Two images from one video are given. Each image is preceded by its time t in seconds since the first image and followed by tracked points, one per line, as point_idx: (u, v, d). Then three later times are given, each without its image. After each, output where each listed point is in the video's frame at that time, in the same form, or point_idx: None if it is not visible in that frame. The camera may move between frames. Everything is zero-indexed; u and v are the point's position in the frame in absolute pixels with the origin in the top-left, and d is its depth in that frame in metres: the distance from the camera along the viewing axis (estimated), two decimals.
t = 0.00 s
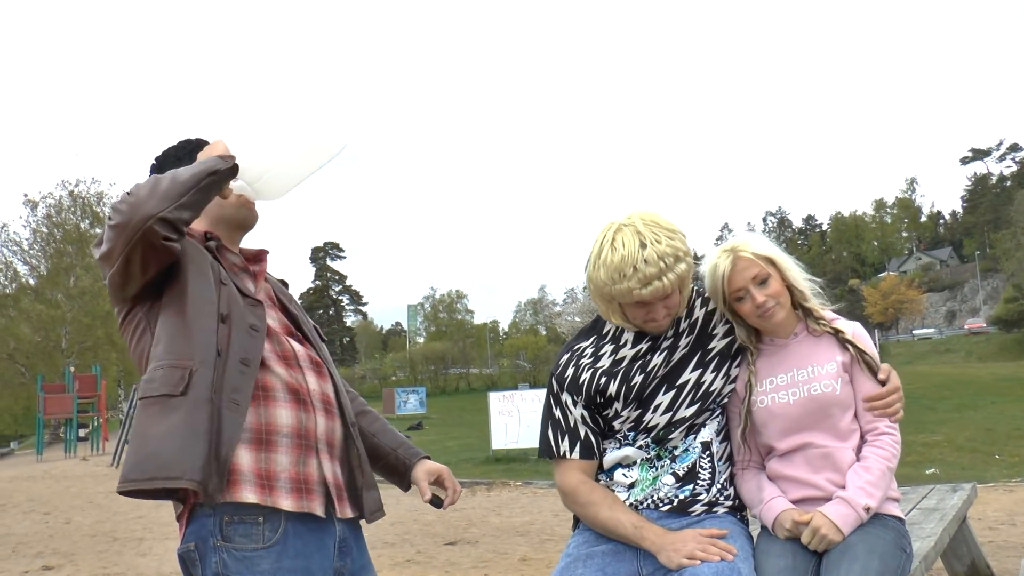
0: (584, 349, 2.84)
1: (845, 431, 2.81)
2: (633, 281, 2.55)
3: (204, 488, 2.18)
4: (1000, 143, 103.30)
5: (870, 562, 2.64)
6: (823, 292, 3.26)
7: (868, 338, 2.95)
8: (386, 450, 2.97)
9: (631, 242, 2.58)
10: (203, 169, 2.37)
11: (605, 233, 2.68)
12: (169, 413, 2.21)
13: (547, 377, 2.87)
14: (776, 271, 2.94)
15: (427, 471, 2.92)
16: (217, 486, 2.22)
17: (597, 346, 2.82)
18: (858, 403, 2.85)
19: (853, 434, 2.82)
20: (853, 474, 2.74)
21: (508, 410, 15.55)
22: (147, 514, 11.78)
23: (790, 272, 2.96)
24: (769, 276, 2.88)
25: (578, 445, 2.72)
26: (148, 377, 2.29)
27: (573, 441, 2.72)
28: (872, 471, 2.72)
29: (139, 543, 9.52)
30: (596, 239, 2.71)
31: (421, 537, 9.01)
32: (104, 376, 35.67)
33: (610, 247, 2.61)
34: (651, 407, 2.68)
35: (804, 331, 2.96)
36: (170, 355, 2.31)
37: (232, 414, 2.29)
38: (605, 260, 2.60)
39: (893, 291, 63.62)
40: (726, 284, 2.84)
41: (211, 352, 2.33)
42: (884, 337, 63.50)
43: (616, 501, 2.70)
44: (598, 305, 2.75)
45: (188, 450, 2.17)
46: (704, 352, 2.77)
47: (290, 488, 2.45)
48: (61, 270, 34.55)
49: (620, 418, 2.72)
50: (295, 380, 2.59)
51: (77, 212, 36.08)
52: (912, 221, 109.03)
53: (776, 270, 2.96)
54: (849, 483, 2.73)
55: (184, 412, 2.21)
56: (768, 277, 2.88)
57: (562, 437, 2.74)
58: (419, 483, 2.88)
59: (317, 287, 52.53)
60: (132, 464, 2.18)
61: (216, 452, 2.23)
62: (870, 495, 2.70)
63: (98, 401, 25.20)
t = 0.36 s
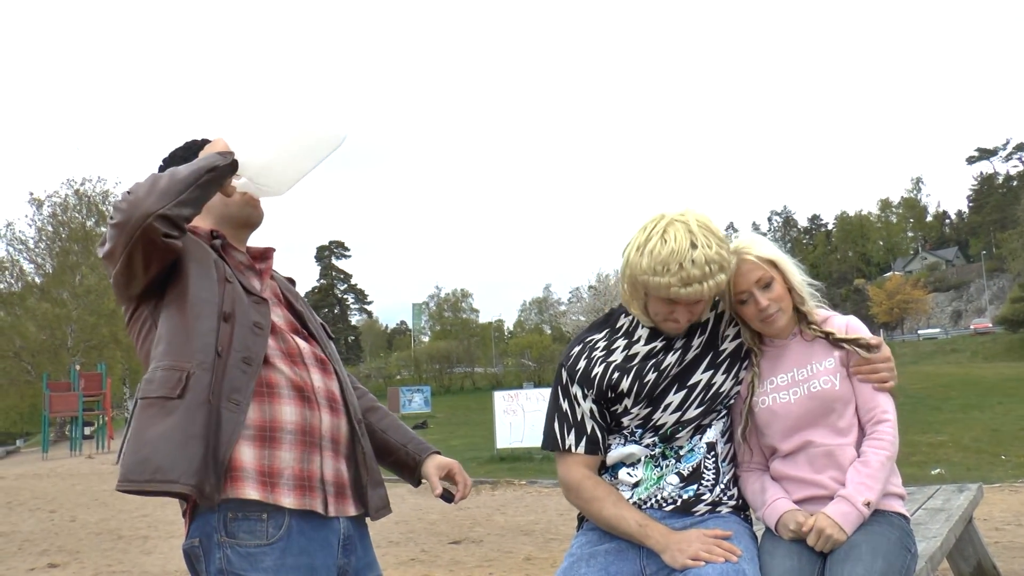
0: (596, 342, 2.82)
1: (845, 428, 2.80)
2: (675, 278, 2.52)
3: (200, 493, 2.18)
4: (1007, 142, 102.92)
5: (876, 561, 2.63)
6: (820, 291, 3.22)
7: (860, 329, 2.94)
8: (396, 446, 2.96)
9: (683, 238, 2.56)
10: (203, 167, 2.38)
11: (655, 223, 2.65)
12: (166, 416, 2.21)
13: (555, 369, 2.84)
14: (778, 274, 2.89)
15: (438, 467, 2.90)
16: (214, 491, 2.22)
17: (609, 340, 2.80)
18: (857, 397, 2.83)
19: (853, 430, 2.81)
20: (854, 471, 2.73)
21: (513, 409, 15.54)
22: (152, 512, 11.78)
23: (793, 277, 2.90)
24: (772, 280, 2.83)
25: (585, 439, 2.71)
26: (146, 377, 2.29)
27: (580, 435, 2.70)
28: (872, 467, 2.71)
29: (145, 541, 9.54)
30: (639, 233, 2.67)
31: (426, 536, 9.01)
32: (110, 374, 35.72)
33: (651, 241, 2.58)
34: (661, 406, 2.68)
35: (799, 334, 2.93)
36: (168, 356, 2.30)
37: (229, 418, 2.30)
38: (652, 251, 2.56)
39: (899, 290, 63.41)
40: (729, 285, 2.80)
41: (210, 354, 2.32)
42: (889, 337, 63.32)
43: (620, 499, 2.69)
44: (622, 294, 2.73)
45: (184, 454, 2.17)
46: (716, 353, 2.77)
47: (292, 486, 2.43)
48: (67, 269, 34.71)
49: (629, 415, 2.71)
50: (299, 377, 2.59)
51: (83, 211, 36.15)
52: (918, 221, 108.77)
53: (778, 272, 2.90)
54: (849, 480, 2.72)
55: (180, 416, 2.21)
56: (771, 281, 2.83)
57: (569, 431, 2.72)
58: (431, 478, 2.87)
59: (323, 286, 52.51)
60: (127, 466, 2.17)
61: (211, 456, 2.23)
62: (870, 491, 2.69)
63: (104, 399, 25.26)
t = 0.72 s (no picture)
0: (597, 346, 2.82)
1: (857, 435, 2.78)
2: (665, 293, 2.51)
3: (217, 491, 2.18)
4: (1012, 144, 102.69)
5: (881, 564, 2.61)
6: (837, 293, 3.21)
7: (880, 343, 2.92)
8: (398, 452, 2.96)
9: (670, 251, 2.54)
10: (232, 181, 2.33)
11: (644, 234, 2.64)
12: (182, 413, 2.21)
13: (557, 373, 2.84)
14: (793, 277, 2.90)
15: (436, 477, 2.92)
16: (232, 487, 2.23)
17: (610, 344, 2.80)
18: (871, 407, 2.81)
19: (865, 438, 2.79)
20: (863, 475, 2.71)
21: (516, 408, 15.53)
22: (154, 509, 11.78)
23: (809, 279, 2.91)
24: (787, 282, 2.83)
25: (589, 444, 2.70)
26: (160, 371, 2.29)
27: (583, 440, 2.71)
28: (882, 474, 2.70)
29: (147, 538, 9.54)
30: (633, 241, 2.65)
31: (428, 536, 9.00)
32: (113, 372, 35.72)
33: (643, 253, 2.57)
34: (664, 408, 2.67)
35: (816, 336, 2.92)
36: (185, 352, 2.30)
37: (245, 416, 2.29)
38: (641, 267, 2.55)
39: (902, 292, 63.30)
40: (741, 286, 2.80)
41: (227, 353, 2.32)
42: (892, 338, 63.21)
43: (624, 503, 2.68)
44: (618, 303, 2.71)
45: (200, 450, 2.17)
46: (718, 353, 2.76)
47: (302, 486, 2.44)
48: (71, 266, 34.70)
49: (631, 418, 2.71)
50: (311, 377, 2.58)
51: (87, 209, 36.24)
52: (922, 222, 108.71)
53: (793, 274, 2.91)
54: (858, 483, 2.71)
55: (198, 414, 2.21)
56: (786, 283, 2.84)
57: (573, 436, 2.72)
58: (429, 486, 2.87)
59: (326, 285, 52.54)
60: (140, 459, 2.17)
61: (228, 454, 2.23)
62: (879, 495, 2.69)
63: (107, 396, 25.28)
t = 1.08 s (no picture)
0: (592, 349, 2.83)
1: (852, 434, 2.78)
2: (679, 262, 2.53)
3: (238, 511, 2.23)
4: (1015, 147, 102.67)
5: (877, 567, 2.60)
6: (838, 290, 3.21)
7: (877, 338, 2.90)
8: (391, 453, 2.96)
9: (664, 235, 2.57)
10: (275, 269, 2.15)
11: (621, 236, 2.66)
12: (204, 440, 2.22)
13: (554, 376, 2.87)
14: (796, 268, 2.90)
15: (419, 485, 2.93)
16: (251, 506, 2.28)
17: (606, 346, 2.81)
18: (866, 404, 2.80)
19: (860, 436, 2.79)
20: (859, 478, 2.70)
21: (518, 408, 15.51)
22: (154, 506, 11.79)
23: (813, 272, 2.91)
24: (791, 271, 2.84)
25: (587, 446, 2.71)
26: (182, 393, 2.27)
27: (581, 443, 2.71)
28: (879, 475, 2.69)
29: (148, 535, 9.55)
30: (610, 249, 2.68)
31: (428, 535, 9.00)
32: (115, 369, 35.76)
33: (652, 231, 2.60)
34: (662, 408, 2.67)
35: (812, 331, 2.92)
36: (203, 376, 2.29)
37: (260, 438, 2.31)
38: (641, 257, 2.56)
39: (905, 294, 63.26)
40: (746, 272, 2.83)
41: (245, 381, 2.31)
42: (895, 341, 63.17)
43: (623, 504, 2.69)
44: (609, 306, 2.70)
45: (223, 477, 2.20)
46: (715, 351, 2.76)
47: (301, 500, 2.44)
48: (73, 263, 34.68)
49: (630, 419, 2.72)
50: (315, 386, 2.57)
51: (89, 205, 36.33)
52: (925, 225, 108.66)
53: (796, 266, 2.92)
54: (856, 486, 2.69)
55: (220, 442, 2.22)
56: (789, 272, 2.85)
57: (571, 439, 2.73)
58: (412, 494, 2.90)
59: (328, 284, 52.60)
60: (162, 480, 2.21)
61: (247, 477, 2.27)
62: (877, 499, 2.67)
63: (109, 393, 25.31)
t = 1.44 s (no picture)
0: (593, 348, 2.81)
1: (853, 434, 2.77)
2: (683, 257, 2.53)
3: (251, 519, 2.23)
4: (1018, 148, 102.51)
5: (880, 565, 2.59)
6: (834, 288, 3.19)
7: (873, 336, 2.90)
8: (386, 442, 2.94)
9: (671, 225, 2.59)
10: (282, 363, 2.16)
11: (611, 245, 2.65)
12: (215, 449, 2.20)
13: (555, 377, 2.85)
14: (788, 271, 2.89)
15: (418, 465, 2.92)
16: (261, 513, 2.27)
17: (607, 344, 2.79)
18: (867, 405, 2.79)
19: (861, 436, 2.77)
20: (860, 477, 2.69)
21: (520, 408, 15.51)
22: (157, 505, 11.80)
23: (804, 273, 2.90)
24: (784, 274, 2.83)
25: (586, 446, 2.70)
26: (191, 403, 2.24)
27: (581, 442, 2.70)
28: (880, 474, 2.67)
29: (149, 535, 9.55)
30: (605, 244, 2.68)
31: (430, 535, 8.99)
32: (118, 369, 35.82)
33: (650, 227, 2.58)
34: (663, 409, 2.66)
35: (809, 333, 2.90)
36: (212, 385, 2.25)
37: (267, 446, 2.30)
38: (646, 249, 2.54)
39: (907, 294, 63.14)
40: (739, 279, 2.81)
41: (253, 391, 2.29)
42: (898, 342, 63.05)
43: (622, 503, 2.68)
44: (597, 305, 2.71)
45: (236, 488, 2.20)
46: (717, 354, 2.75)
47: (301, 506, 2.46)
48: (76, 262, 34.67)
49: (630, 420, 2.70)
50: (315, 392, 2.57)
51: (92, 205, 36.34)
52: (928, 225, 108.53)
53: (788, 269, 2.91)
54: (857, 486, 2.68)
55: (232, 453, 2.20)
56: (783, 275, 2.84)
57: (571, 439, 2.71)
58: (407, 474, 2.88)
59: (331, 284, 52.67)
60: (175, 490, 2.19)
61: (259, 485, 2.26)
62: (877, 498, 2.66)
63: (111, 393, 25.34)
